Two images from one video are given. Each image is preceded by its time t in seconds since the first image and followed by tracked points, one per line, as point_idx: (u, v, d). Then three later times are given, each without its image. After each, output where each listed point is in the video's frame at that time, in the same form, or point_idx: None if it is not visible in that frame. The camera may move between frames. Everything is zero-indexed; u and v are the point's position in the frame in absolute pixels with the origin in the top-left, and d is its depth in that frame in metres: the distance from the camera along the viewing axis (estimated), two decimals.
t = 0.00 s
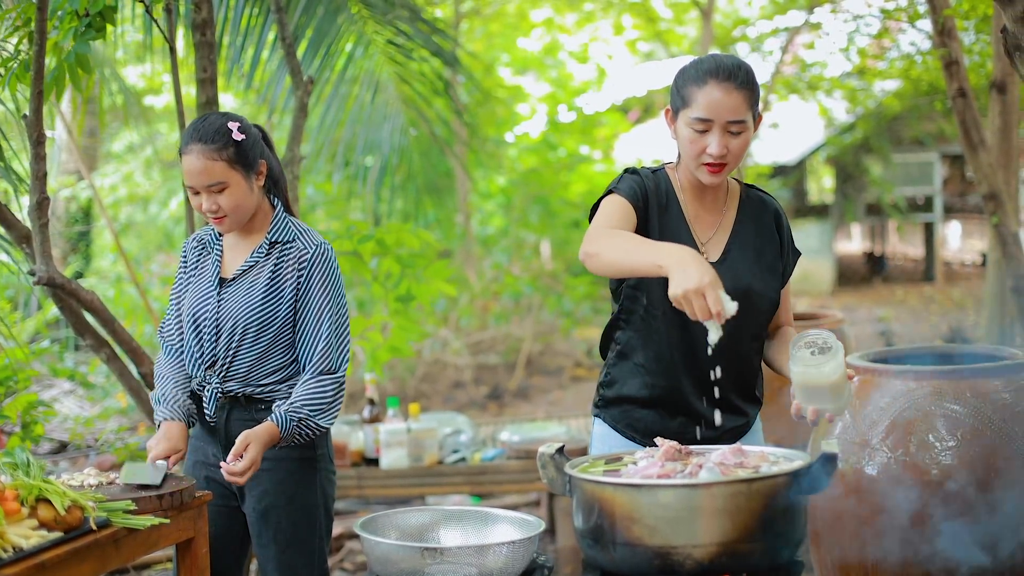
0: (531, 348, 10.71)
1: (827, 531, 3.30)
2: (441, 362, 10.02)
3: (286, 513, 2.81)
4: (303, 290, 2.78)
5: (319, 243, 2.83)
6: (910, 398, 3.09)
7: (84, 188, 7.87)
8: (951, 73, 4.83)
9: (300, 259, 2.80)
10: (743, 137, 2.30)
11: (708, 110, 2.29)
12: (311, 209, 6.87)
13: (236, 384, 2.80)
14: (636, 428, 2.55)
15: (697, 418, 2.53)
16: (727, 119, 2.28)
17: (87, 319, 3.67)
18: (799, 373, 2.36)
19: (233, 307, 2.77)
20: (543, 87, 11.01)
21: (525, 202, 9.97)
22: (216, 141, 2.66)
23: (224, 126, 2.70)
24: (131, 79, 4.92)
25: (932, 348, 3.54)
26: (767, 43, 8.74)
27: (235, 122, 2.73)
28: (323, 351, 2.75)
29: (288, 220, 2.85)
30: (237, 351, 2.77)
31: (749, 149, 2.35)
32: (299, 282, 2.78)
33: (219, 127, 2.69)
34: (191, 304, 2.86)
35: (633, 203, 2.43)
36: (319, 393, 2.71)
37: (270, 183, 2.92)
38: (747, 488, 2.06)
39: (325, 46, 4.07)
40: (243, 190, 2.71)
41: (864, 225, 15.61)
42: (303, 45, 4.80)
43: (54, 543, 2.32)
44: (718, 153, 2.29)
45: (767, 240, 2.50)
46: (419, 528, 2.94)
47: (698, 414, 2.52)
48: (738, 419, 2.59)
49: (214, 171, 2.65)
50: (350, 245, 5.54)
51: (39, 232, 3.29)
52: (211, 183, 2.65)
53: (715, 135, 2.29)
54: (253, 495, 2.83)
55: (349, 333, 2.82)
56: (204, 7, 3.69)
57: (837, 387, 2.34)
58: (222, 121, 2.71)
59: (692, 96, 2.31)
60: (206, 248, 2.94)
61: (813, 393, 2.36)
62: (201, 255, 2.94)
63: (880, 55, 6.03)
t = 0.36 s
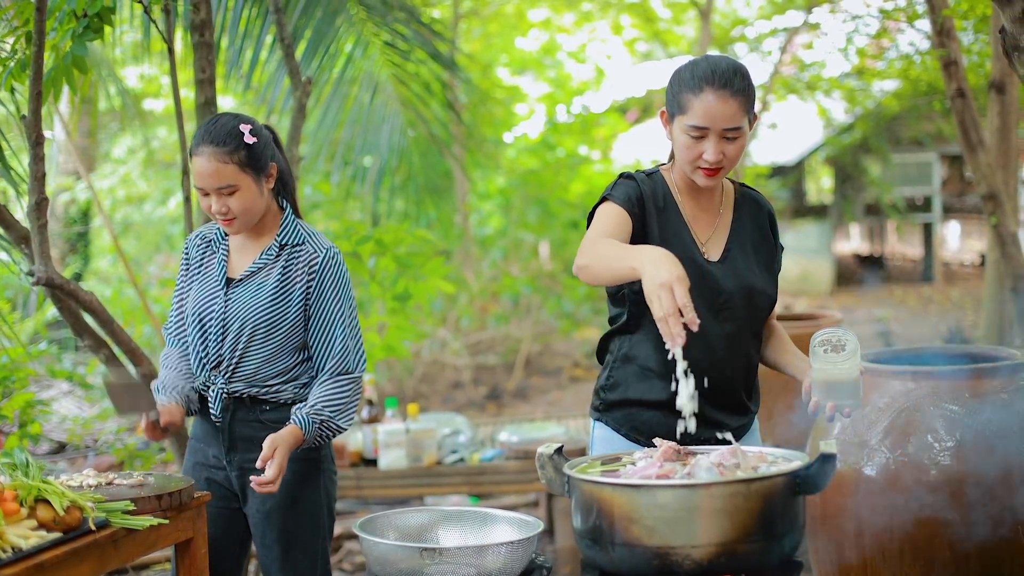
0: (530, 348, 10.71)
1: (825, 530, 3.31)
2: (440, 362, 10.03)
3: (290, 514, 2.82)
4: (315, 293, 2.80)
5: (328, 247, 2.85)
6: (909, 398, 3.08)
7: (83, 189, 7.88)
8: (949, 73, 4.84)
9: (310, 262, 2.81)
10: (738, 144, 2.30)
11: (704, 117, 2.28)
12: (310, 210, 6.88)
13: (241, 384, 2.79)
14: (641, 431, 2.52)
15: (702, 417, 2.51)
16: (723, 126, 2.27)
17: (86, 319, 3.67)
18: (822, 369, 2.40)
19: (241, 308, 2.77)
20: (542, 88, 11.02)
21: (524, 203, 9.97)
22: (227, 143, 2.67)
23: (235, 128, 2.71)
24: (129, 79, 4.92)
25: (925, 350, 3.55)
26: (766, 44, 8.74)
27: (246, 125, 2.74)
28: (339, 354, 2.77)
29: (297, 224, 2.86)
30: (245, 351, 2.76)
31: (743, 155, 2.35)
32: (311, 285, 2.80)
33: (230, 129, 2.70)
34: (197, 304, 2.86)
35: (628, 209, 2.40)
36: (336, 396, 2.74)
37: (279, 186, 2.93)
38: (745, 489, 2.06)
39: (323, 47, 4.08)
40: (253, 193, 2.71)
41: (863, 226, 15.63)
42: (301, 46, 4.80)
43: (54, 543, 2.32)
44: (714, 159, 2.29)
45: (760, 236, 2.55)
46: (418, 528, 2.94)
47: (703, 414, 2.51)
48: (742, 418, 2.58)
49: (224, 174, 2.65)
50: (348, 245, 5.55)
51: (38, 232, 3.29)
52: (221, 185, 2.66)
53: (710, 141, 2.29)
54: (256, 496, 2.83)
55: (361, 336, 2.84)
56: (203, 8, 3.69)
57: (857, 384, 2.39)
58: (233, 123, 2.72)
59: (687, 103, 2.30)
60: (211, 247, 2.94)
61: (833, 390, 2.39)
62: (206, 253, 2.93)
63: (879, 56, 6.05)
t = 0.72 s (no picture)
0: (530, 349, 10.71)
1: (825, 531, 3.31)
2: (440, 363, 10.04)
3: (287, 515, 2.81)
4: (312, 296, 2.80)
5: (327, 248, 2.85)
6: (909, 399, 3.08)
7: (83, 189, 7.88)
8: (949, 73, 4.85)
9: (307, 265, 2.81)
10: (722, 141, 2.31)
11: (689, 117, 2.28)
12: (310, 211, 6.88)
13: (238, 385, 2.79)
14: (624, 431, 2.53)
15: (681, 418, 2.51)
16: (707, 125, 2.27)
17: (86, 320, 3.67)
18: (790, 360, 2.40)
19: (238, 309, 2.77)
20: (542, 88, 11.03)
21: (524, 203, 9.97)
22: (226, 144, 2.67)
23: (234, 129, 2.71)
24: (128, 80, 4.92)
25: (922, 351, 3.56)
26: (766, 44, 8.73)
27: (245, 125, 2.74)
28: (335, 357, 2.77)
29: (296, 224, 2.86)
30: (242, 352, 2.77)
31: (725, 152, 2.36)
32: (308, 288, 2.80)
33: (229, 130, 2.70)
34: (196, 304, 2.86)
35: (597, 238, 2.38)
36: (332, 398, 2.74)
37: (279, 187, 2.94)
38: (745, 489, 2.05)
39: (323, 48, 4.08)
40: (251, 194, 2.71)
41: (863, 226, 15.63)
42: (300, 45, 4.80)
43: (55, 544, 2.32)
44: (700, 158, 2.29)
45: (741, 234, 2.51)
46: (418, 529, 2.94)
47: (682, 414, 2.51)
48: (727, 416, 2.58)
49: (222, 175, 2.65)
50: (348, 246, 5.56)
51: (39, 233, 3.29)
52: (219, 186, 2.66)
53: (696, 140, 2.29)
54: (253, 497, 2.83)
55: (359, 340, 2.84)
56: (203, 10, 3.69)
57: (827, 375, 2.39)
58: (232, 123, 2.72)
59: (671, 104, 2.29)
60: (212, 247, 2.94)
61: (803, 382, 2.39)
62: (207, 254, 2.93)
63: (879, 56, 6.06)
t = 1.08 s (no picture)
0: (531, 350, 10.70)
1: (827, 532, 3.32)
2: (440, 364, 10.03)
3: (284, 516, 2.81)
4: (297, 294, 2.79)
5: (312, 247, 2.84)
6: (909, 400, 3.08)
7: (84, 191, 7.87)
8: (949, 74, 4.85)
9: (293, 263, 2.81)
10: (706, 137, 2.30)
11: (673, 114, 2.27)
12: (310, 212, 6.88)
13: (230, 388, 2.79)
14: (610, 434, 2.52)
15: (665, 421, 2.52)
16: (692, 120, 2.27)
17: (86, 322, 3.67)
18: (733, 347, 2.22)
19: (226, 311, 2.78)
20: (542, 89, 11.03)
21: (524, 204, 9.96)
22: (207, 145, 2.67)
23: (215, 130, 2.71)
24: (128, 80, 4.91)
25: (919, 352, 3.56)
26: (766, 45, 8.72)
27: (226, 126, 2.74)
28: (316, 354, 2.75)
29: (281, 224, 2.86)
30: (232, 354, 2.77)
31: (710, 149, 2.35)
32: (293, 287, 2.79)
33: (210, 131, 2.70)
34: (186, 308, 2.87)
35: (586, 223, 2.38)
36: (313, 396, 2.71)
37: (262, 187, 2.93)
38: (745, 490, 2.05)
39: (323, 50, 4.09)
40: (233, 194, 2.72)
41: (864, 226, 15.63)
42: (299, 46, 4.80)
43: (56, 545, 2.32)
44: (686, 154, 2.27)
45: (724, 233, 2.52)
46: (419, 530, 2.94)
47: (666, 417, 2.52)
48: (713, 418, 2.58)
49: (204, 176, 2.66)
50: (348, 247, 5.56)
51: (39, 235, 3.29)
52: (200, 188, 2.66)
53: (681, 138, 2.28)
54: (248, 498, 2.83)
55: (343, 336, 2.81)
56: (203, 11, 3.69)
57: (772, 359, 2.21)
58: (213, 125, 2.72)
59: (654, 103, 2.29)
60: (199, 252, 2.97)
61: (748, 368, 2.23)
62: (194, 259, 2.96)
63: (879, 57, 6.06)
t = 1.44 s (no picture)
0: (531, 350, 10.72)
1: (828, 532, 3.32)
2: (440, 365, 10.04)
3: (282, 515, 2.81)
4: (280, 292, 2.77)
5: (299, 245, 2.83)
6: (908, 401, 3.09)
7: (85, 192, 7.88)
8: (948, 74, 4.87)
9: (280, 261, 2.79)
10: (743, 135, 2.29)
11: (706, 112, 2.28)
12: (310, 213, 6.90)
13: (227, 388, 2.80)
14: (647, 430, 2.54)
15: (706, 417, 2.51)
16: (725, 119, 2.26)
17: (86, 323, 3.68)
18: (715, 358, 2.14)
19: (215, 310, 2.78)
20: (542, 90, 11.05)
21: (524, 205, 9.98)
22: (194, 146, 2.68)
23: (202, 132, 2.72)
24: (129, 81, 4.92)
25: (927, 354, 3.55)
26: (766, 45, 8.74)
27: (212, 127, 2.75)
28: (291, 352, 2.72)
29: (269, 223, 2.86)
30: (222, 356, 2.77)
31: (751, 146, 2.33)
32: (277, 285, 2.77)
33: (197, 133, 2.70)
34: (177, 308, 2.89)
35: (625, 212, 2.40)
36: (288, 396, 2.69)
37: (251, 187, 2.93)
38: (745, 490, 2.05)
39: (323, 51, 4.10)
40: (223, 195, 2.72)
41: (864, 227, 15.65)
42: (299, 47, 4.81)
43: (57, 545, 2.32)
44: (721, 153, 2.28)
45: (770, 233, 2.47)
46: (419, 531, 2.94)
47: (706, 413, 2.51)
48: (751, 420, 2.55)
49: (193, 178, 2.66)
50: (347, 247, 5.57)
51: (39, 235, 3.29)
52: (190, 190, 2.67)
53: (716, 136, 2.28)
54: (247, 498, 2.83)
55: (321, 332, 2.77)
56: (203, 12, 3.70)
57: (758, 367, 2.10)
58: (199, 126, 2.73)
59: (689, 100, 2.30)
60: (189, 253, 2.98)
61: (737, 378, 2.13)
62: (184, 261, 2.98)
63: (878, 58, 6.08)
